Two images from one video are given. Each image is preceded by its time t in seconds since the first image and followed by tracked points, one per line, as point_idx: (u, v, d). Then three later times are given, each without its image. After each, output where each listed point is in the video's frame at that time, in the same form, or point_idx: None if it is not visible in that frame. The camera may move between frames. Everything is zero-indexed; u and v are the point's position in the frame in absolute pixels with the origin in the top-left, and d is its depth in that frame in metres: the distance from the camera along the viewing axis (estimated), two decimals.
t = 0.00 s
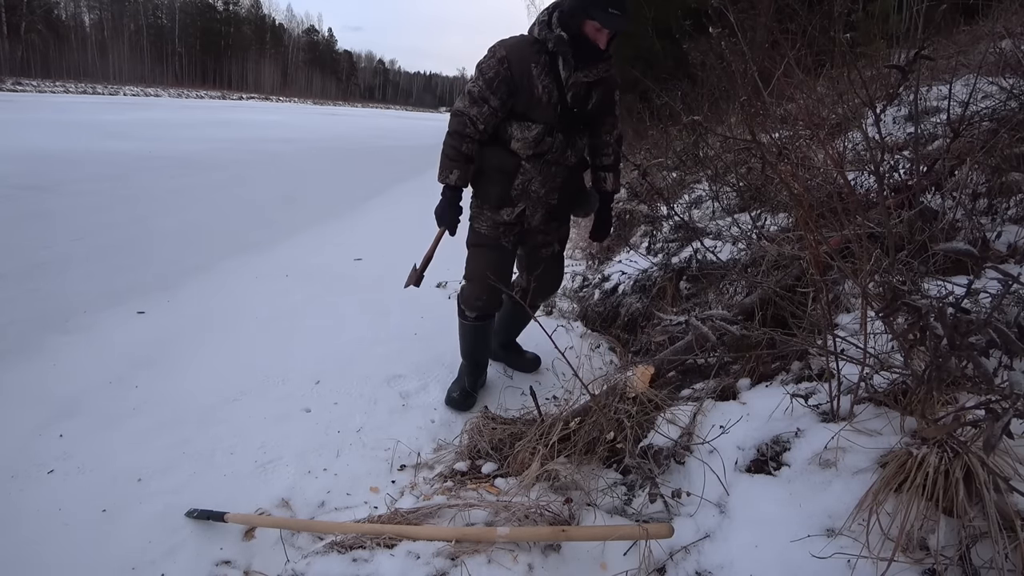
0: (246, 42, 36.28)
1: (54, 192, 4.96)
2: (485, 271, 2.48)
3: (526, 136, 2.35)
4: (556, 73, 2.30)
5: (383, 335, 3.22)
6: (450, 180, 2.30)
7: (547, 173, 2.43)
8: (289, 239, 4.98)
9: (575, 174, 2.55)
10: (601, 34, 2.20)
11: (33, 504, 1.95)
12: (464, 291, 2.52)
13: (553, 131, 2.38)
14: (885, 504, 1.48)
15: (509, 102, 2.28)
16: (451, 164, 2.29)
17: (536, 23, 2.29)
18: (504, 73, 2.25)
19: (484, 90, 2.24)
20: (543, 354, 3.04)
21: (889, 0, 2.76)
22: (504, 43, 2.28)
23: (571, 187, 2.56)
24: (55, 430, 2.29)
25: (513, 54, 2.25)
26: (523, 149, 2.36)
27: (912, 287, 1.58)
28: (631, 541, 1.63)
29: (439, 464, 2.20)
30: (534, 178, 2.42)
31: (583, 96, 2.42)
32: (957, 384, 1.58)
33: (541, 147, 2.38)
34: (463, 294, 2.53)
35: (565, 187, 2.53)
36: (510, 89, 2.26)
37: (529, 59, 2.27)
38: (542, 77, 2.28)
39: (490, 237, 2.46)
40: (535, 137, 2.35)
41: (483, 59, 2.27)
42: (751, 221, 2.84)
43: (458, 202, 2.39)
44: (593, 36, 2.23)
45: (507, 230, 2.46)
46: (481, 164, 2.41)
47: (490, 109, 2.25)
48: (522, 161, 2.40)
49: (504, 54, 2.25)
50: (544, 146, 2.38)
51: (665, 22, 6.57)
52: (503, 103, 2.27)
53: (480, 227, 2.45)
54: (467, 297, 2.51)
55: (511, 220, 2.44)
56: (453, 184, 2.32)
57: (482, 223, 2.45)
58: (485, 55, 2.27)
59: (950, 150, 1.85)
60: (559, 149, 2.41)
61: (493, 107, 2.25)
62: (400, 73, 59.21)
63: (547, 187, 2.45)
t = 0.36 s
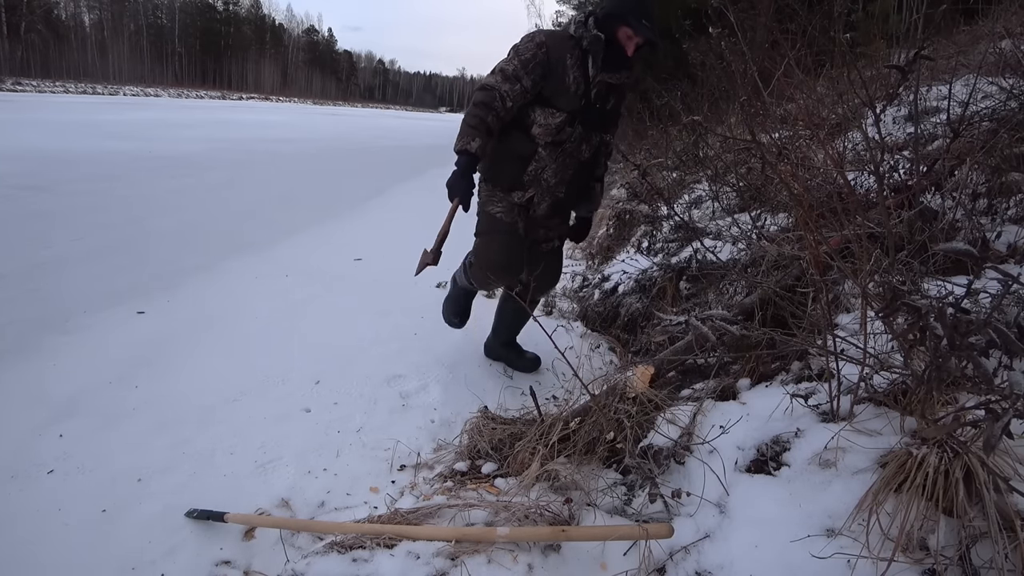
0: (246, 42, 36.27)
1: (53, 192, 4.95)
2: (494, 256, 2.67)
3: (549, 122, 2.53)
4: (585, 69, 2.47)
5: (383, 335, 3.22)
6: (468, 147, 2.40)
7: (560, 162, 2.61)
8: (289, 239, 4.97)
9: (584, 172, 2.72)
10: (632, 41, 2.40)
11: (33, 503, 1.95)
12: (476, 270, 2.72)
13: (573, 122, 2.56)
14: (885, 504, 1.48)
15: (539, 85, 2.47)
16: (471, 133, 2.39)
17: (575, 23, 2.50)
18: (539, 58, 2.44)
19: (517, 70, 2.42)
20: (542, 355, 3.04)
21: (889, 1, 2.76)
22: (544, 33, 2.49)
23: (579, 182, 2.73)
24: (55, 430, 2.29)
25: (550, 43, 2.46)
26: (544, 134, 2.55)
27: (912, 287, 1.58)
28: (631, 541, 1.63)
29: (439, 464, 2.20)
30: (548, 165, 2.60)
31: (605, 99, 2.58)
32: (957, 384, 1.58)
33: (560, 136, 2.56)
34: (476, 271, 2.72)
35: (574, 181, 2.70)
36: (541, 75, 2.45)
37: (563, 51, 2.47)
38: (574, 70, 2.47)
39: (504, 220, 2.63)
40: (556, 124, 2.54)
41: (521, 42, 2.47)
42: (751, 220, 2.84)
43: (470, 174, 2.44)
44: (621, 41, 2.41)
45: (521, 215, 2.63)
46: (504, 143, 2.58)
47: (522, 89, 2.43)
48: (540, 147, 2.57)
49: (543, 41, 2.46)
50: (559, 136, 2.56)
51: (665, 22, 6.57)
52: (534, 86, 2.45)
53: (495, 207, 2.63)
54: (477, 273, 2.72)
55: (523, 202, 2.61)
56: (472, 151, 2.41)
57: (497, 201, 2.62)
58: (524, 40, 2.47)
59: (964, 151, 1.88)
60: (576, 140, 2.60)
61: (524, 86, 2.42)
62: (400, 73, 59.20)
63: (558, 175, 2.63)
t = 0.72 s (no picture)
0: (246, 42, 36.28)
1: (54, 192, 4.96)
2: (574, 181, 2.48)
3: (561, 121, 2.54)
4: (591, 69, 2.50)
5: (383, 335, 3.22)
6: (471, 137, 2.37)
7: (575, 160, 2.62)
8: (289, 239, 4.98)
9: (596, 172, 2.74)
10: (635, 45, 2.46)
11: (33, 504, 1.95)
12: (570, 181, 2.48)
13: (584, 121, 2.57)
14: (885, 504, 1.48)
15: (548, 83, 2.45)
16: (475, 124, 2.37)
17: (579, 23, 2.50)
18: (547, 55, 2.43)
19: (525, 66, 2.40)
20: (542, 355, 3.04)
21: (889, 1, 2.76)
22: (552, 30, 2.48)
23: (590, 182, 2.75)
24: (55, 430, 2.29)
25: (557, 41, 2.45)
26: (557, 132, 2.55)
27: (912, 287, 1.58)
28: (631, 541, 1.63)
29: (439, 464, 2.20)
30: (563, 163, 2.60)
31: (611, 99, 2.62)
32: (957, 384, 1.58)
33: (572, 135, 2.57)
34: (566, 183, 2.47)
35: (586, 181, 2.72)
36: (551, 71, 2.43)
37: (570, 51, 2.47)
38: (585, 68, 2.48)
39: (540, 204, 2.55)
40: (568, 123, 2.54)
41: (528, 39, 2.45)
42: (751, 220, 2.84)
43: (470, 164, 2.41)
44: (625, 45, 2.46)
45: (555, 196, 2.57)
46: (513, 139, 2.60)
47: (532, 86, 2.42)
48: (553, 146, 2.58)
49: (550, 38, 2.45)
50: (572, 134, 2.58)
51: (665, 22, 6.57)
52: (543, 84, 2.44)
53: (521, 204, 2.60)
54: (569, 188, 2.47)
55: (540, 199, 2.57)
56: (474, 141, 2.38)
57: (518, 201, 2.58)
58: (532, 37, 2.44)
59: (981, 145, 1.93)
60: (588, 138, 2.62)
61: (533, 84, 2.41)
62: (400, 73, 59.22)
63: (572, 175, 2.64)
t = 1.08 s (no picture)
0: (246, 42, 36.28)
1: (54, 192, 4.96)
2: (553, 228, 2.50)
3: (550, 113, 2.59)
4: (581, 65, 2.57)
5: (383, 335, 3.22)
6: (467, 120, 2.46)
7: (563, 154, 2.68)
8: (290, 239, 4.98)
9: (586, 167, 2.77)
10: (625, 45, 2.53)
11: (33, 503, 1.95)
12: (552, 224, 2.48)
13: (574, 114, 2.62)
14: (885, 504, 1.48)
15: (535, 75, 2.53)
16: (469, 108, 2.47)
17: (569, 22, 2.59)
18: (536, 47, 2.51)
19: (513, 56, 2.50)
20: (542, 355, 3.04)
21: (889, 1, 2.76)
22: (544, 27, 2.57)
23: (579, 178, 2.78)
24: (55, 430, 2.29)
25: (548, 36, 2.53)
26: (546, 124, 2.60)
27: (912, 287, 1.58)
28: (631, 541, 1.63)
29: (439, 464, 2.20)
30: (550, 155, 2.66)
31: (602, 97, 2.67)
32: (957, 384, 1.58)
33: (561, 127, 2.62)
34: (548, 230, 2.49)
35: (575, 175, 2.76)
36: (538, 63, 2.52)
37: (559, 45, 2.54)
38: (575, 63, 2.56)
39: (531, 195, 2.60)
40: (557, 115, 2.59)
41: (519, 32, 2.54)
42: (751, 220, 2.84)
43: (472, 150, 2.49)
44: (615, 42, 2.53)
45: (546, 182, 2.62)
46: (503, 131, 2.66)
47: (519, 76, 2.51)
48: (541, 138, 2.63)
49: (540, 33, 2.53)
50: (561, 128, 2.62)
51: (665, 22, 6.60)
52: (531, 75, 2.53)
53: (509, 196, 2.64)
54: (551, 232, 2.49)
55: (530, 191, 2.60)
56: (471, 125, 2.47)
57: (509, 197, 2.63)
58: (524, 31, 2.53)
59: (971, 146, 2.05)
60: (578, 132, 2.66)
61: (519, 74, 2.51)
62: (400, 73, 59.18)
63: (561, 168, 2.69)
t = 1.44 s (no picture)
0: (246, 42, 36.28)
1: (55, 192, 4.96)
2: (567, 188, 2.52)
3: (547, 117, 2.58)
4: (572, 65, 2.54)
5: (383, 335, 3.22)
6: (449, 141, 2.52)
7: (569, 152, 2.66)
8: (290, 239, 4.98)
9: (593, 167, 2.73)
10: (614, 40, 2.49)
11: (33, 504, 1.95)
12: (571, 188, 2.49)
13: (571, 115, 2.60)
14: (885, 504, 1.48)
15: (526, 82, 2.52)
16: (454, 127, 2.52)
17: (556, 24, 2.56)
18: (522, 55, 2.50)
19: (500, 68, 2.49)
20: (542, 355, 3.04)
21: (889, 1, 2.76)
22: (529, 32, 2.54)
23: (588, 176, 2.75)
24: (56, 430, 2.29)
25: (535, 42, 2.51)
26: (542, 126, 2.59)
27: (913, 287, 1.57)
28: (631, 541, 1.63)
29: (439, 464, 2.20)
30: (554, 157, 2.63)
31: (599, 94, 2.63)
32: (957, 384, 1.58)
33: (560, 130, 2.61)
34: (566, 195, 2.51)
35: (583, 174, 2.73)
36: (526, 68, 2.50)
37: (549, 48, 2.51)
38: (566, 64, 2.52)
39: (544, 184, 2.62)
40: (554, 118, 2.58)
41: (506, 42, 2.52)
42: (751, 220, 2.84)
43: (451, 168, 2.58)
44: (603, 39, 2.50)
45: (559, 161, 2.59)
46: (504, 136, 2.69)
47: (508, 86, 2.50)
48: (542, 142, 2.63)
49: (526, 39, 2.51)
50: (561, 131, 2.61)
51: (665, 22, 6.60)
52: (522, 82, 2.52)
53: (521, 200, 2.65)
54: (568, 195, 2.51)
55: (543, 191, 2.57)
56: (452, 147, 2.53)
57: (522, 189, 2.61)
58: (508, 40, 2.52)
59: (970, 141, 2.08)
60: (578, 133, 2.64)
61: (508, 85, 2.50)
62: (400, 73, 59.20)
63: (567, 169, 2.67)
